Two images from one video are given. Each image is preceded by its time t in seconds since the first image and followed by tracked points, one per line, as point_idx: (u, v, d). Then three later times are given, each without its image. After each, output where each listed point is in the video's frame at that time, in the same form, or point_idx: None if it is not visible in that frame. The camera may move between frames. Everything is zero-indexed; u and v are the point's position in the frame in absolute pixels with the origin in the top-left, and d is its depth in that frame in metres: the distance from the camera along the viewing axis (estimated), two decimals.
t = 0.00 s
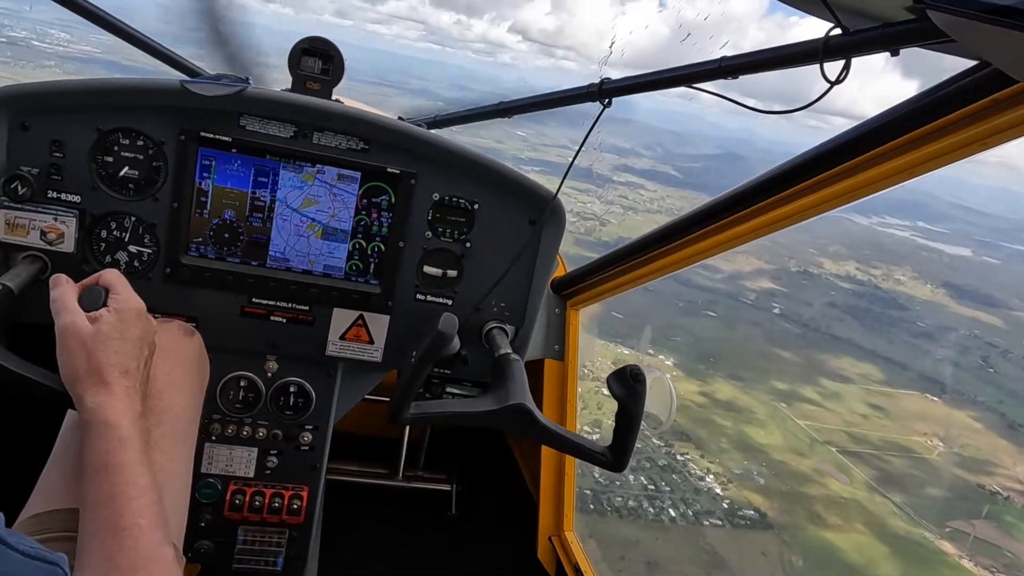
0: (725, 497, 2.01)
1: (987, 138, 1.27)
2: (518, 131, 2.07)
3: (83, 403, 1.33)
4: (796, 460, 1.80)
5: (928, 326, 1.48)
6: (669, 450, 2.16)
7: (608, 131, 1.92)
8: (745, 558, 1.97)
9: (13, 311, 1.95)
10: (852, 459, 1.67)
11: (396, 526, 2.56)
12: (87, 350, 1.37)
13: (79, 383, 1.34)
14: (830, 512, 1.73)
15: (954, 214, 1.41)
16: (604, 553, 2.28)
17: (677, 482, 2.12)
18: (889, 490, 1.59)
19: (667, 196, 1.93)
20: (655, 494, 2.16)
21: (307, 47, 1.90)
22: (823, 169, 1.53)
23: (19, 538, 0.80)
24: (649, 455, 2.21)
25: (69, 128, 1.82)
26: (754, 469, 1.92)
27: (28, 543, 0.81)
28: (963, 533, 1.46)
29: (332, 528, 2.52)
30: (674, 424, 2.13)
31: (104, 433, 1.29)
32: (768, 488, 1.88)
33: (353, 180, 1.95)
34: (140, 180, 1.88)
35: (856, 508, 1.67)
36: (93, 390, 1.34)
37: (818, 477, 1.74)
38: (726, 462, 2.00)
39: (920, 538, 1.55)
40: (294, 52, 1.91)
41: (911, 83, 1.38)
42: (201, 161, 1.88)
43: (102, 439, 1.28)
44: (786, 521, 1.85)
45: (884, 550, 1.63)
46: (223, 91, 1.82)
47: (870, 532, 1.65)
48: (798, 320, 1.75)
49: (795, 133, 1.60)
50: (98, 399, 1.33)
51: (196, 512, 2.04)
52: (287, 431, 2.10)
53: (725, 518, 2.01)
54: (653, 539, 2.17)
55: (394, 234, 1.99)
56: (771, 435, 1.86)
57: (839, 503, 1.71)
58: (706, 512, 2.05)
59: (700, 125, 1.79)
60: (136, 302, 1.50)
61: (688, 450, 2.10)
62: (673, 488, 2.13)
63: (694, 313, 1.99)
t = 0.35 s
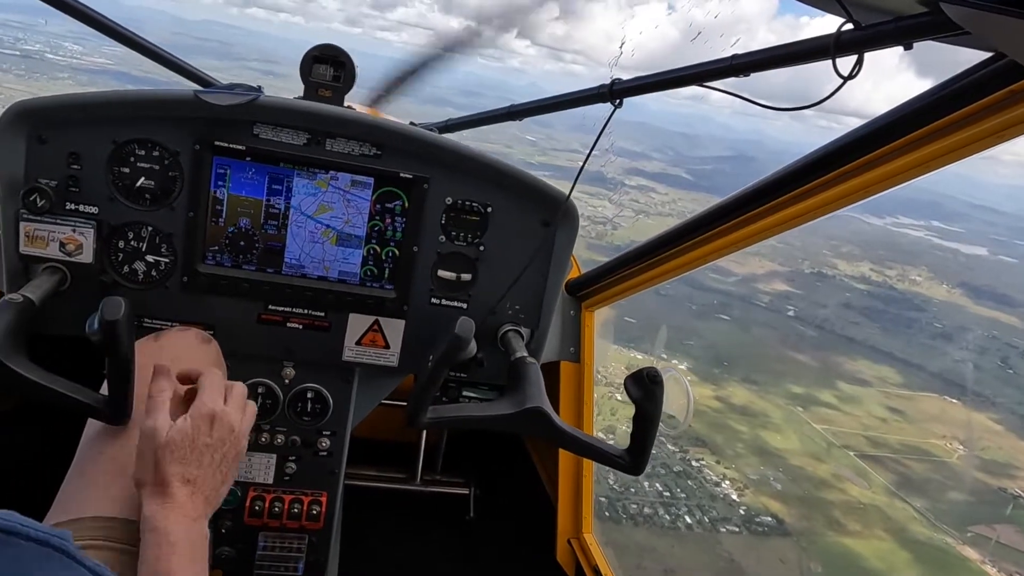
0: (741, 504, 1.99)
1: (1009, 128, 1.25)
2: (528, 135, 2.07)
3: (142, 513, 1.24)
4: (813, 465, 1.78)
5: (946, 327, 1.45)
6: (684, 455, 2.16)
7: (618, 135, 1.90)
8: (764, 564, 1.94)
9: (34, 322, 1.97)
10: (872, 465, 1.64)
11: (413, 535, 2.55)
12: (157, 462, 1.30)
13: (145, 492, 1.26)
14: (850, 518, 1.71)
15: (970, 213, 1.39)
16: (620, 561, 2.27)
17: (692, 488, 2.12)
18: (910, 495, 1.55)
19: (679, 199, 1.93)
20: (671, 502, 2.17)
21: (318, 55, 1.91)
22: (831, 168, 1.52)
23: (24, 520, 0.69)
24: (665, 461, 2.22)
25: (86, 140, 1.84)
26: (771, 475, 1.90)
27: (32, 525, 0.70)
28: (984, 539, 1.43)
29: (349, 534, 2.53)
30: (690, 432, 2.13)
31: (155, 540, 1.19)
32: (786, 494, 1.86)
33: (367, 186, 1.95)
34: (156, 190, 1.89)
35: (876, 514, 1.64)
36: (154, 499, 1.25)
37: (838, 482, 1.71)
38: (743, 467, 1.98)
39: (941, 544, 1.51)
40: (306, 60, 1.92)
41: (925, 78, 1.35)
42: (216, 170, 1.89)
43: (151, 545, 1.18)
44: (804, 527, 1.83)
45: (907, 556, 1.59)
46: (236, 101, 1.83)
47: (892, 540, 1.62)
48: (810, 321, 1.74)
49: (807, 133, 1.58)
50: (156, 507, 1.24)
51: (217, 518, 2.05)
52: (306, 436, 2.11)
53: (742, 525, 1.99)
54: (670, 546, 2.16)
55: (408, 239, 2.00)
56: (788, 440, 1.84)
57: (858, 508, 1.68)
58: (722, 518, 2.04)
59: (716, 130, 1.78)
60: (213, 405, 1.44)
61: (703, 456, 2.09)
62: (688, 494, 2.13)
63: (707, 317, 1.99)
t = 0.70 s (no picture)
0: (758, 510, 2.00)
1: (1015, 128, 1.24)
2: (537, 139, 2.09)
3: None
4: (830, 470, 1.78)
5: (961, 328, 1.45)
6: (699, 461, 2.14)
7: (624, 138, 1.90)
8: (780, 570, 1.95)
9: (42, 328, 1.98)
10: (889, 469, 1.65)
11: (420, 537, 2.55)
12: None
13: None
14: (868, 523, 1.71)
15: (983, 211, 1.40)
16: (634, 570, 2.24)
17: (707, 494, 2.11)
18: (930, 500, 1.55)
19: (689, 201, 1.92)
20: (685, 508, 2.14)
21: (323, 60, 1.93)
22: (840, 168, 1.52)
23: (48, 521, 0.58)
24: (679, 467, 2.19)
25: (94, 147, 1.85)
26: (787, 479, 1.90)
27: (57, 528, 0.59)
28: (1010, 544, 1.43)
29: (358, 537, 2.52)
30: (704, 437, 2.12)
31: None
32: (804, 500, 1.86)
33: (372, 190, 1.96)
34: (163, 196, 1.90)
35: (894, 519, 1.64)
36: None
37: (856, 487, 1.72)
38: (758, 472, 1.98)
39: (963, 549, 1.51)
40: (312, 65, 1.93)
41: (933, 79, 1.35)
42: (223, 175, 1.90)
43: None
44: (822, 533, 1.83)
45: (928, 563, 1.61)
46: (243, 107, 1.84)
47: (913, 546, 1.62)
48: (824, 323, 1.74)
49: (817, 133, 1.58)
50: None
51: (225, 522, 2.05)
52: (313, 441, 2.12)
53: (758, 531, 2.01)
54: (684, 554, 2.15)
55: (414, 243, 2.00)
56: (804, 444, 1.84)
57: (877, 514, 1.69)
58: (739, 524, 2.05)
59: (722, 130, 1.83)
60: None
61: (719, 461, 2.08)
62: (704, 501, 2.12)
63: (720, 320, 1.98)
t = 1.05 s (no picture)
0: (772, 515, 1.99)
1: (1015, 128, 1.24)
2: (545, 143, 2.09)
3: None
4: (846, 474, 1.77)
5: (974, 329, 1.45)
6: (712, 466, 2.13)
7: (625, 140, 1.92)
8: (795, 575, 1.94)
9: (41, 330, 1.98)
10: (907, 474, 1.64)
11: (416, 536, 2.55)
12: None
13: None
14: (886, 529, 1.71)
15: (993, 208, 1.40)
16: None
17: (722, 500, 2.11)
18: (948, 504, 1.54)
19: (698, 203, 1.91)
20: (699, 515, 2.15)
21: (324, 61, 1.93)
22: (845, 168, 1.51)
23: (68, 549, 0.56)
24: (692, 472, 2.18)
25: (94, 149, 1.85)
26: (802, 484, 1.89)
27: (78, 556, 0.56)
28: None
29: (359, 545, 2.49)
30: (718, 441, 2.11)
31: None
32: (819, 504, 1.85)
33: (372, 192, 1.96)
34: (163, 198, 1.90)
35: (912, 523, 1.64)
36: None
37: (872, 491, 1.71)
38: (773, 477, 1.97)
39: (981, 554, 1.50)
40: (311, 66, 1.93)
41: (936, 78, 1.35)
42: (222, 177, 1.90)
43: None
44: (838, 539, 1.82)
45: (948, 569, 1.58)
46: (241, 109, 1.84)
47: (933, 551, 1.61)
48: (837, 325, 1.73)
49: (824, 132, 1.57)
50: None
51: (225, 524, 2.05)
52: (313, 443, 2.12)
53: (773, 537, 1.99)
54: (698, 561, 2.15)
55: (414, 244, 2.00)
56: (819, 448, 1.83)
57: (895, 518, 1.68)
58: (754, 531, 2.04)
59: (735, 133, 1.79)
60: None
61: (732, 466, 2.08)
62: (717, 507, 2.12)
63: (732, 321, 1.98)
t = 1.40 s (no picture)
0: (785, 521, 1.96)
1: None
2: (552, 147, 2.10)
3: None
4: (860, 479, 1.74)
5: (986, 329, 1.44)
6: (723, 471, 2.11)
7: (634, 143, 1.94)
8: None
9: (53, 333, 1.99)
10: (922, 478, 1.60)
11: (427, 535, 2.56)
12: None
13: None
14: (900, 533, 1.67)
15: (1004, 208, 1.39)
16: None
17: (733, 506, 2.08)
18: (963, 508, 1.51)
19: (707, 205, 1.91)
20: (711, 521, 2.13)
21: (334, 66, 1.94)
22: (858, 170, 1.50)
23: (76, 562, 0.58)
24: (704, 478, 2.17)
25: (107, 153, 1.87)
26: (814, 489, 1.86)
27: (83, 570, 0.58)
28: None
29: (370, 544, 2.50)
30: (729, 446, 2.09)
31: None
32: (832, 510, 1.82)
33: (383, 196, 1.96)
34: (174, 201, 1.91)
35: (928, 528, 1.60)
36: None
37: (886, 495, 1.68)
38: (785, 482, 1.94)
39: (998, 558, 1.47)
40: (322, 71, 1.94)
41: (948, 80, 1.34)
42: (233, 181, 1.91)
43: None
44: (852, 545, 1.79)
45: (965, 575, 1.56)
46: (252, 112, 1.85)
47: (950, 557, 1.58)
48: (850, 328, 1.72)
49: (833, 133, 1.57)
50: None
51: (235, 526, 2.06)
52: (323, 445, 2.12)
53: (787, 543, 1.96)
54: (712, 569, 2.13)
55: (423, 248, 2.00)
56: (831, 452, 1.80)
57: (910, 523, 1.64)
58: (767, 537, 2.01)
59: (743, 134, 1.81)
60: None
61: (745, 471, 2.06)
62: (729, 513, 2.09)
63: (742, 324, 1.97)
